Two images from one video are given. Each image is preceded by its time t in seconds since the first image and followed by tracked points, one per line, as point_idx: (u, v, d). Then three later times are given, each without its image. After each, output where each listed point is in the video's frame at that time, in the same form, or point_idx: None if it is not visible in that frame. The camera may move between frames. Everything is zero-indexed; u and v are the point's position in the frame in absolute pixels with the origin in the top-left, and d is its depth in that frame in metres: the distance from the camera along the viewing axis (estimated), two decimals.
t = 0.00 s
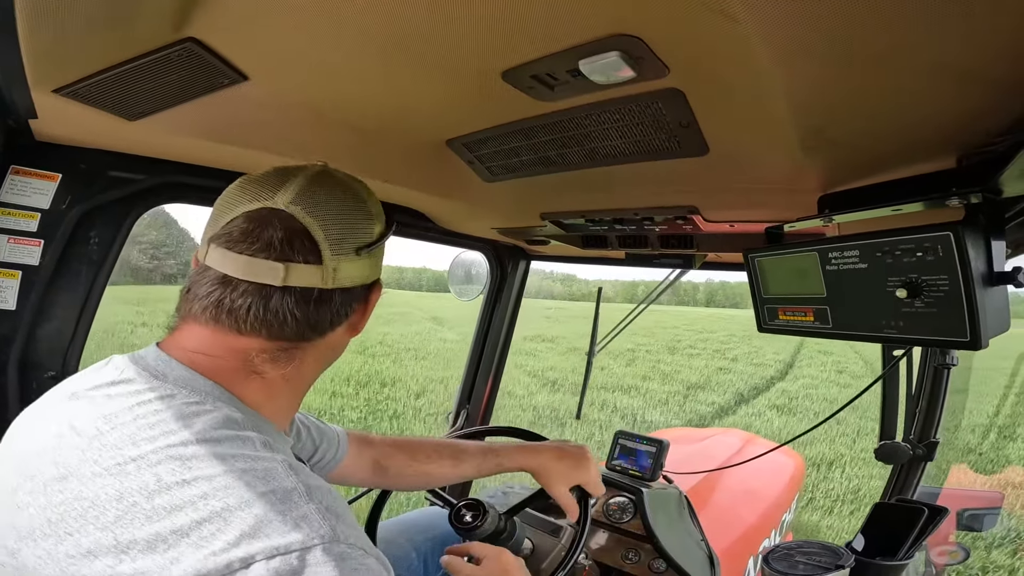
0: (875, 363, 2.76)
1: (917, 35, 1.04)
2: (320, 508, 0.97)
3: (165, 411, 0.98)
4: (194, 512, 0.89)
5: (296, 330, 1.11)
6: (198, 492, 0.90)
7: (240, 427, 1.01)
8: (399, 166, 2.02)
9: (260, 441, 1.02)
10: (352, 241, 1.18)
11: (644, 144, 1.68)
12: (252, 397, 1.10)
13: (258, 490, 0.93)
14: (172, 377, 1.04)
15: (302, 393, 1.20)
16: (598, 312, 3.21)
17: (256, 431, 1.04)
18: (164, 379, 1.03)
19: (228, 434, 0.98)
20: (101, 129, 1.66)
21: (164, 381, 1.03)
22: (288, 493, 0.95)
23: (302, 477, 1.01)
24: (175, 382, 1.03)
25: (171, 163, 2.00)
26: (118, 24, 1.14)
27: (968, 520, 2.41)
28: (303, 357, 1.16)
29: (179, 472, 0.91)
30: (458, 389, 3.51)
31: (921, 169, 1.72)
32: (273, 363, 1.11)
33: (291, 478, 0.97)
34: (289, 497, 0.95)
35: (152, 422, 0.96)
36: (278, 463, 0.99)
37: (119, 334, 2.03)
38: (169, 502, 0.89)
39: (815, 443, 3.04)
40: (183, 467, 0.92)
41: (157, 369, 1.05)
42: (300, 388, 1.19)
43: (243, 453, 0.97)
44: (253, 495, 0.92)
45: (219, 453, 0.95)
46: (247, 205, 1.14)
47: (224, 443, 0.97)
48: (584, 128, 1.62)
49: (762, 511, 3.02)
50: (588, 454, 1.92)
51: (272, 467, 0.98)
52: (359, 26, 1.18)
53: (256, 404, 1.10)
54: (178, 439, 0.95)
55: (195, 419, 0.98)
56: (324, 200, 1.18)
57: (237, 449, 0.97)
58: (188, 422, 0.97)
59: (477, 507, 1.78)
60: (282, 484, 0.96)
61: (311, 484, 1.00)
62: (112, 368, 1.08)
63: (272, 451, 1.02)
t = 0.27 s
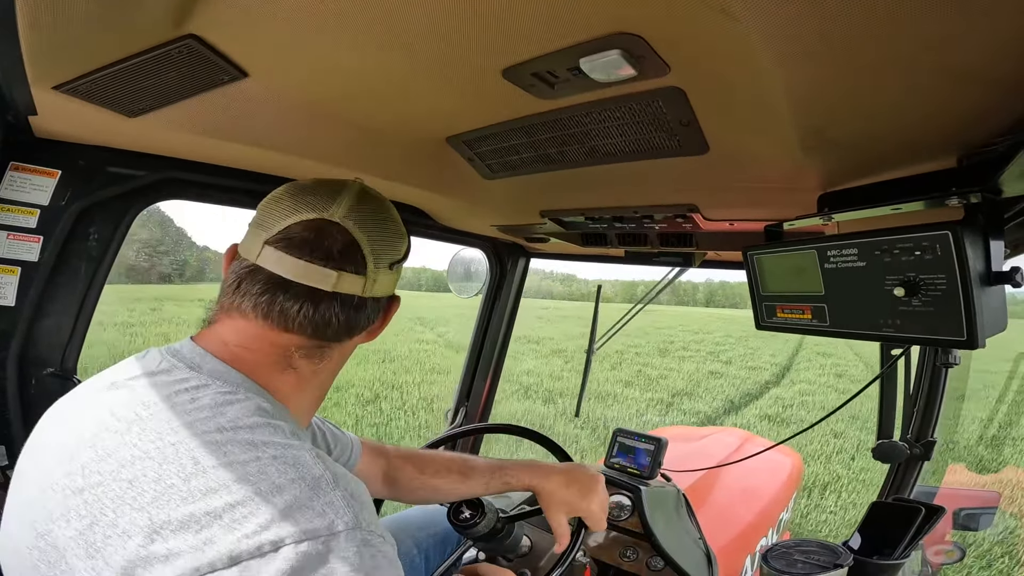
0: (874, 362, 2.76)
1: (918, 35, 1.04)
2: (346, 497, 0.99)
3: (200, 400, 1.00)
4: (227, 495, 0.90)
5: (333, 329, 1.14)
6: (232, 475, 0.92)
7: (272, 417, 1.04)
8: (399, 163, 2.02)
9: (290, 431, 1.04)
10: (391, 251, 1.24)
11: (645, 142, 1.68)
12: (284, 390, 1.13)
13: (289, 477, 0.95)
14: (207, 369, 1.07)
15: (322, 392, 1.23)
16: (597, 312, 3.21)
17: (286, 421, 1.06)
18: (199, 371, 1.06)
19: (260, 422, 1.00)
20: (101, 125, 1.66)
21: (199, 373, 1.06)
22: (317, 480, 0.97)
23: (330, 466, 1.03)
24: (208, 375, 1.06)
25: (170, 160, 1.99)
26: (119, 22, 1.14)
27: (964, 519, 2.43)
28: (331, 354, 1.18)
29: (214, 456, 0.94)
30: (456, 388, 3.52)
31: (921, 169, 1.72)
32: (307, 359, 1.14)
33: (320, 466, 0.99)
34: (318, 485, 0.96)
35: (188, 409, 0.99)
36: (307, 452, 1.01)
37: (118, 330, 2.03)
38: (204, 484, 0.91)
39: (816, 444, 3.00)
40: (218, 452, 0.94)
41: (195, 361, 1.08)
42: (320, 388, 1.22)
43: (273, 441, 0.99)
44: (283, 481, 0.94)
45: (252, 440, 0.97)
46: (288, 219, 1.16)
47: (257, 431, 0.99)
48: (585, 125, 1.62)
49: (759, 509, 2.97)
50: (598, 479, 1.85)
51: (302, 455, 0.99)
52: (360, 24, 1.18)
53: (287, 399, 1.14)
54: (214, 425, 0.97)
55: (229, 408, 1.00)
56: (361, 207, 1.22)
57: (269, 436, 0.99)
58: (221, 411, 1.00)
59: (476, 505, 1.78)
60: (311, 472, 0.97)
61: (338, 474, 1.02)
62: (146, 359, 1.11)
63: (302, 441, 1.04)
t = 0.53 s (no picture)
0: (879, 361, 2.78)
1: (919, 31, 1.04)
2: (380, 513, 0.99)
3: (234, 416, 0.99)
4: (271, 513, 0.90)
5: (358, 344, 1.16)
6: (274, 494, 0.91)
7: (303, 432, 1.03)
8: (402, 164, 2.02)
9: (320, 446, 1.04)
10: (419, 264, 1.28)
11: (647, 142, 1.68)
12: (310, 404, 1.14)
13: (328, 494, 0.94)
14: (238, 383, 1.06)
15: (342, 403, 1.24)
16: (602, 310, 3.19)
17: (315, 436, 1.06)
18: (229, 385, 1.05)
19: (293, 437, 1.00)
20: (104, 129, 1.66)
21: (229, 387, 1.05)
22: (355, 497, 0.97)
23: (362, 481, 1.03)
24: (239, 388, 1.05)
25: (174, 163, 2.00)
26: (121, 25, 1.14)
27: (974, 518, 2.38)
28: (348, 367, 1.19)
29: (254, 474, 0.93)
30: (461, 389, 3.51)
31: (925, 166, 1.71)
32: (333, 374, 1.16)
33: (354, 483, 0.99)
34: (356, 501, 0.96)
35: (223, 425, 0.97)
36: (341, 467, 1.01)
37: (123, 333, 2.04)
38: (246, 504, 0.90)
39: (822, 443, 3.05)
40: (257, 469, 0.93)
41: (223, 375, 1.07)
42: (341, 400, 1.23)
43: (308, 457, 0.98)
44: (323, 499, 0.94)
45: (289, 458, 0.96)
46: (322, 237, 1.17)
47: (292, 447, 0.98)
48: (586, 125, 1.62)
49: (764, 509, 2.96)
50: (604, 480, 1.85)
51: (337, 471, 0.99)
52: (360, 25, 1.18)
53: (312, 412, 1.15)
54: (250, 442, 0.96)
55: (262, 424, 0.99)
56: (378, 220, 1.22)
57: (305, 453, 0.99)
58: (256, 427, 0.99)
59: (481, 505, 1.78)
60: (348, 488, 0.97)
61: (369, 489, 1.02)
62: (172, 372, 1.08)
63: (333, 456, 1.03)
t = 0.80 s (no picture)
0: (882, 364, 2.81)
1: (923, 33, 1.04)
2: (375, 511, 0.99)
3: (223, 414, 0.99)
4: (263, 514, 0.90)
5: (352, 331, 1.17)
6: (266, 493, 0.92)
7: (294, 429, 1.03)
8: (405, 166, 2.03)
9: (312, 443, 1.04)
10: (410, 259, 1.31)
11: (651, 144, 1.68)
12: (304, 399, 1.13)
13: (322, 493, 0.95)
14: (226, 379, 1.05)
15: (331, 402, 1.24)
16: (605, 312, 3.20)
17: (307, 434, 1.06)
18: (217, 381, 1.05)
19: (284, 435, 1.00)
20: (111, 130, 1.67)
21: (218, 383, 1.04)
22: (348, 496, 0.97)
23: (354, 478, 1.03)
24: (228, 385, 1.05)
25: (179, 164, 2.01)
26: (127, 26, 1.15)
27: (979, 520, 2.39)
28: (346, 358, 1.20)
29: (245, 474, 0.93)
30: (463, 390, 3.51)
31: (930, 168, 1.70)
32: (327, 368, 1.17)
33: (348, 480, 0.99)
34: (350, 500, 0.97)
35: (212, 424, 0.97)
36: (333, 465, 1.01)
37: (128, 334, 2.05)
38: (237, 504, 0.90)
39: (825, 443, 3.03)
40: (248, 469, 0.93)
41: (212, 372, 1.06)
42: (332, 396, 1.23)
43: (300, 455, 0.99)
44: (315, 498, 0.94)
45: (280, 456, 0.96)
46: (316, 230, 1.18)
47: (283, 445, 0.98)
48: (590, 127, 1.62)
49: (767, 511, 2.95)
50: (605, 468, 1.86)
51: (330, 469, 0.99)
52: (364, 27, 1.19)
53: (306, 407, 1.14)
54: (240, 441, 0.96)
55: (251, 421, 0.99)
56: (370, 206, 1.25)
57: (296, 451, 0.99)
58: (245, 424, 0.99)
59: (484, 507, 1.78)
60: (341, 487, 0.97)
61: (364, 487, 1.03)
62: (161, 369, 1.08)
63: (325, 454, 1.04)
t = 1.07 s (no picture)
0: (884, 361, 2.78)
1: (922, 30, 1.04)
2: (370, 536, 0.93)
3: (205, 428, 0.95)
4: (241, 543, 0.86)
5: (312, 319, 1.13)
6: (244, 520, 0.87)
7: (284, 444, 0.98)
8: (406, 170, 2.03)
9: (302, 458, 0.98)
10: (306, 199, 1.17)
11: (652, 145, 1.68)
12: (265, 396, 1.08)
13: (307, 518, 0.89)
14: (209, 387, 1.02)
15: (334, 405, 1.19)
16: (608, 314, 3.16)
17: (298, 447, 1.01)
18: (201, 389, 1.01)
19: (270, 451, 0.95)
20: (113, 136, 1.68)
21: (201, 391, 1.01)
22: (338, 520, 0.91)
23: (346, 495, 0.97)
24: (212, 394, 1.01)
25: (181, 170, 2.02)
26: (127, 31, 1.15)
27: (987, 520, 2.36)
28: (317, 354, 1.14)
29: (224, 497, 0.89)
30: (466, 395, 3.51)
31: (932, 167, 1.70)
32: (274, 356, 1.10)
33: (340, 502, 0.93)
34: (340, 525, 0.90)
35: (191, 441, 0.93)
36: (325, 484, 0.95)
37: (131, 340, 2.05)
38: (214, 531, 0.86)
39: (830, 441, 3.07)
40: (227, 492, 0.89)
41: (195, 379, 1.03)
42: (333, 398, 1.17)
43: (287, 474, 0.93)
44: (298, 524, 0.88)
45: (262, 476, 0.91)
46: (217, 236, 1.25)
47: (267, 462, 0.94)
48: (590, 130, 1.62)
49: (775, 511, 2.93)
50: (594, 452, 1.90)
51: (320, 489, 0.93)
52: (363, 30, 1.19)
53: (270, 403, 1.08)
54: (220, 460, 0.92)
55: (233, 435, 0.95)
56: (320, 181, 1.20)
57: (282, 470, 0.94)
58: (227, 439, 0.94)
59: (487, 509, 1.77)
60: (331, 510, 0.91)
61: (359, 508, 0.96)
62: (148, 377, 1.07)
63: (317, 470, 0.98)
